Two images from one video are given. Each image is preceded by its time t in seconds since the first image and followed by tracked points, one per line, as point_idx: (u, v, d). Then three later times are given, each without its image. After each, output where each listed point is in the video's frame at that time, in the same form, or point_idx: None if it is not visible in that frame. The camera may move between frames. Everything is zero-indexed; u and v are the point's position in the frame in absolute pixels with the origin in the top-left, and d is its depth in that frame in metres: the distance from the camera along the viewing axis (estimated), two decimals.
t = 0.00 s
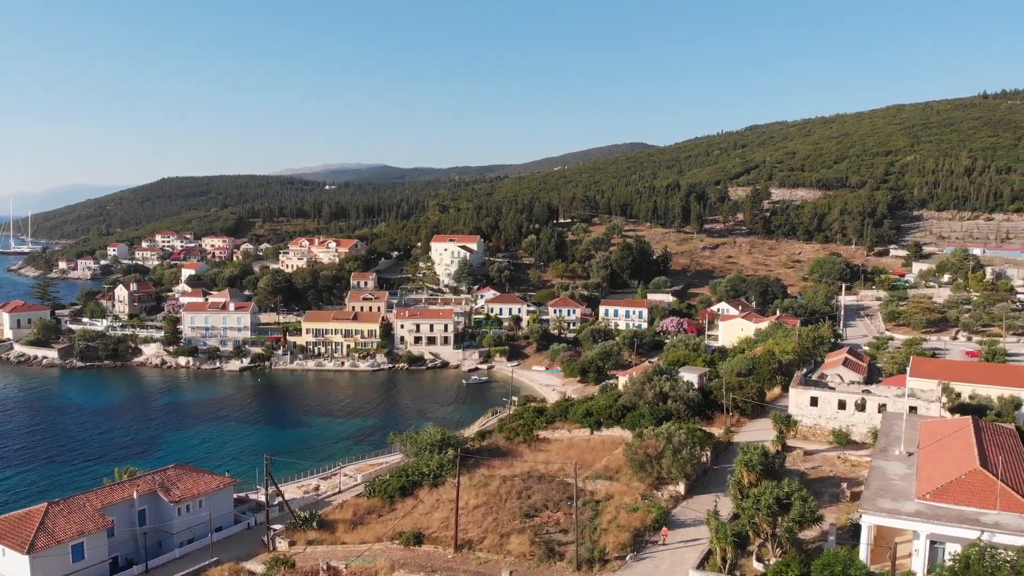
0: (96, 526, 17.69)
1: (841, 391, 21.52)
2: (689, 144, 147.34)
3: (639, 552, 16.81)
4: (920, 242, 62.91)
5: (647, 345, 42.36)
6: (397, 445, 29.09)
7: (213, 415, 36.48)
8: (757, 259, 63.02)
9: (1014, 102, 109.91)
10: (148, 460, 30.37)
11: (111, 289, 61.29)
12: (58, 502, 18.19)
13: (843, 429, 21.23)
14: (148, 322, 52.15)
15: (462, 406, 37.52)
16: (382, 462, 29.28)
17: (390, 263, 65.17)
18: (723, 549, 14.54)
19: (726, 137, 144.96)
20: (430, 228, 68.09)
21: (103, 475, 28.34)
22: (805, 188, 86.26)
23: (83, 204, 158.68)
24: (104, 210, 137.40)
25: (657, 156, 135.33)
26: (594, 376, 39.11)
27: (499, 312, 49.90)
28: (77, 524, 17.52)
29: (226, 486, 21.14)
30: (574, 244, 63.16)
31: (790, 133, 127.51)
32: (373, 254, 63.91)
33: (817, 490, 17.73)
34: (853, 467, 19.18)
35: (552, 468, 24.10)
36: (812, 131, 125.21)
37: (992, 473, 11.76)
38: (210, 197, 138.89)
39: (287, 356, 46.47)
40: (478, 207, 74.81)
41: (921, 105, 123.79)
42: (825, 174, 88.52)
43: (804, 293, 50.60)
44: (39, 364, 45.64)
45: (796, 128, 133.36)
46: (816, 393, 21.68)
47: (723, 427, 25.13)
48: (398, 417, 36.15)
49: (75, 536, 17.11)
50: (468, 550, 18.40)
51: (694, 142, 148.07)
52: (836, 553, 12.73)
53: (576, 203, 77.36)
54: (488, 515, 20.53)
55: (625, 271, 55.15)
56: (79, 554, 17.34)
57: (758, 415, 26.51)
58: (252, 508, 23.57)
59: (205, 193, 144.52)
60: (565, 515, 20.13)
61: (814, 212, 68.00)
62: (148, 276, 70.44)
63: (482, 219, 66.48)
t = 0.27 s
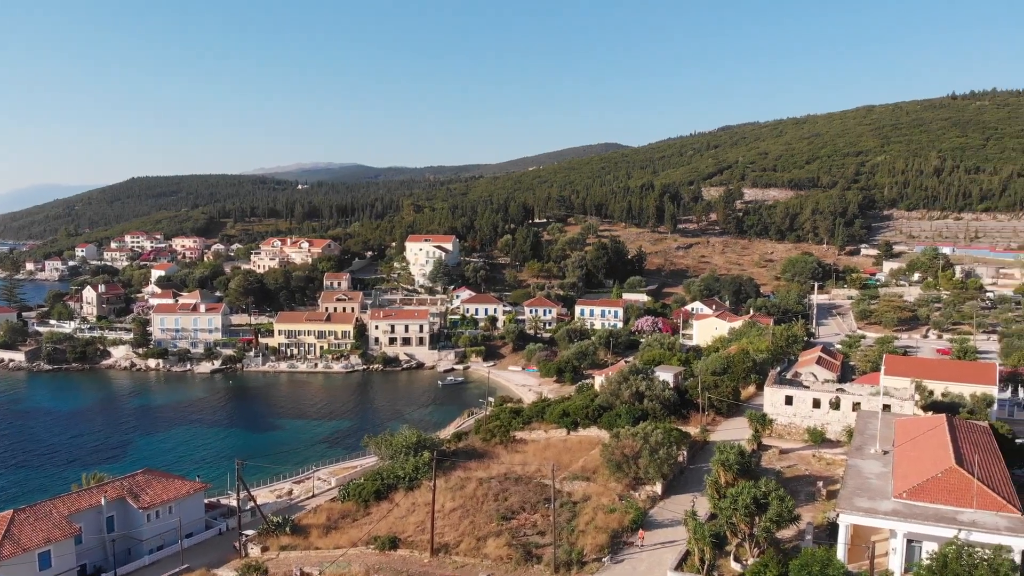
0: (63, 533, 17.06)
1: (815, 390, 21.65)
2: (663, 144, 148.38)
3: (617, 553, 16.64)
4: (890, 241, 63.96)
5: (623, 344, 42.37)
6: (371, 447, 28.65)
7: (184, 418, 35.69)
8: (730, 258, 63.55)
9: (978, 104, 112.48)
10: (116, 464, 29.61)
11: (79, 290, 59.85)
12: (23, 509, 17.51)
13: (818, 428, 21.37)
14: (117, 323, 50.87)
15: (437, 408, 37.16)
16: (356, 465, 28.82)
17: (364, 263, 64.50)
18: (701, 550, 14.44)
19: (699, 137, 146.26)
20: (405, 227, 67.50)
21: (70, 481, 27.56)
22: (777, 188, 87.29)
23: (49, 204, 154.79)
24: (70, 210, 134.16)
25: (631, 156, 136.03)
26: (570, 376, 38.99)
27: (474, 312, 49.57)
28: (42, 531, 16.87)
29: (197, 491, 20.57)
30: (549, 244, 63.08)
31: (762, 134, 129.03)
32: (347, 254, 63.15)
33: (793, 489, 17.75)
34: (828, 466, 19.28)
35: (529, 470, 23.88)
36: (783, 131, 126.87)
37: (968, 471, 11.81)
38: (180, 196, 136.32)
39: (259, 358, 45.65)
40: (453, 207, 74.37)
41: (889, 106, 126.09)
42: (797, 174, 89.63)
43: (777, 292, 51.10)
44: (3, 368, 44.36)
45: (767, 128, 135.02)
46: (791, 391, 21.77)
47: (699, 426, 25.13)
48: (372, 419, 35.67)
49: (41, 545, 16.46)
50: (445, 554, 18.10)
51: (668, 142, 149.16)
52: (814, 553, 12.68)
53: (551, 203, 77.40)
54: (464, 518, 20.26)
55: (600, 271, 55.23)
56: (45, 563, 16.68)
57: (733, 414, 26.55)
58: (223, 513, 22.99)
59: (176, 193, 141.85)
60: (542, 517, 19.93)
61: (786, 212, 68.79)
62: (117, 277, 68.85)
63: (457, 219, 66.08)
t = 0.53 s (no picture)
0: (26, 542, 16.40)
1: (789, 389, 21.76)
2: (635, 144, 149.21)
3: (594, 555, 16.42)
4: (859, 240, 65.04)
5: (597, 344, 42.34)
6: (344, 451, 28.14)
7: (152, 422, 34.80)
8: (703, 258, 64.05)
9: (941, 106, 115.05)
10: (81, 471, 28.75)
11: (43, 292, 58.17)
12: None
13: (792, 426, 21.47)
14: (83, 326, 49.52)
15: (411, 410, 36.70)
16: (329, 469, 28.29)
17: (336, 264, 63.68)
18: (678, 551, 14.29)
19: (671, 137, 147.41)
20: (378, 227, 66.81)
21: (33, 488, 26.70)
22: (748, 188, 88.26)
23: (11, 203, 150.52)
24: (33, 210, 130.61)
25: (604, 157, 136.58)
26: (544, 376, 38.79)
27: (449, 312, 49.16)
28: (5, 540, 16.19)
29: (165, 497, 19.96)
30: (524, 244, 62.91)
31: (733, 134, 130.44)
32: (318, 254, 62.29)
33: (768, 488, 17.76)
34: (802, 464, 19.34)
35: (504, 472, 23.62)
36: (753, 132, 128.41)
37: (942, 469, 11.87)
38: (148, 196, 133.54)
39: (229, 360, 44.74)
40: (426, 207, 73.81)
41: (856, 107, 128.35)
42: (767, 175, 90.77)
43: (748, 291, 51.60)
44: None
45: (738, 129, 136.56)
46: (764, 391, 21.87)
47: (674, 426, 25.07)
48: (345, 422, 35.10)
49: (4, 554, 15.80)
50: (419, 559, 17.77)
51: (640, 142, 150.08)
52: (791, 553, 12.60)
53: (524, 203, 77.30)
54: (439, 522, 19.95)
55: (574, 270, 55.22)
56: (8, 573, 15.99)
57: (707, 413, 26.56)
58: (191, 520, 22.34)
59: (144, 192, 138.96)
60: (518, 520, 19.68)
61: (757, 211, 69.53)
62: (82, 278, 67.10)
63: (431, 218, 65.60)
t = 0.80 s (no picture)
0: None
1: (762, 387, 21.84)
2: (608, 144, 149.92)
3: (571, 557, 16.18)
4: (827, 239, 66.04)
5: (571, 343, 42.24)
6: (315, 455, 27.56)
7: (118, 426, 33.84)
8: (675, 257, 64.44)
9: (905, 107, 117.51)
10: (43, 477, 27.82)
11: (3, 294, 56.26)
12: None
13: (766, 425, 21.53)
14: (46, 328, 48.01)
15: (383, 412, 36.19)
16: (300, 473, 27.70)
17: (307, 264, 62.72)
18: (655, 553, 14.12)
19: (643, 138, 148.38)
20: (349, 227, 65.97)
21: None
22: (719, 188, 89.15)
23: None
24: None
25: (577, 157, 136.94)
26: (519, 376, 38.56)
27: (422, 312, 48.67)
28: None
29: (133, 504, 19.32)
30: (497, 243, 62.65)
31: (704, 135, 131.71)
32: (288, 255, 61.29)
33: (744, 488, 17.74)
34: (777, 464, 19.39)
35: (479, 474, 23.32)
36: (724, 132, 129.80)
37: (917, 467, 11.93)
38: (113, 195, 130.33)
39: (197, 362, 43.72)
40: (398, 206, 73.12)
41: (823, 108, 130.44)
42: (737, 175, 91.76)
43: (720, 290, 52.01)
44: None
45: (709, 129, 137.87)
46: (738, 390, 21.92)
47: (649, 425, 24.98)
48: (316, 424, 34.47)
49: None
50: (393, 565, 17.39)
51: (612, 142, 150.82)
52: (768, 554, 12.49)
53: (498, 202, 77.07)
54: (413, 527, 19.59)
55: (548, 270, 55.13)
56: None
57: (682, 412, 26.51)
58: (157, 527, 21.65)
59: (109, 191, 135.63)
60: (493, 523, 19.39)
61: (728, 211, 70.21)
62: (45, 280, 65.14)
63: (403, 218, 64.97)
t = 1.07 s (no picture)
0: None
1: (735, 387, 21.91)
2: (580, 144, 150.31)
3: (547, 560, 15.92)
4: (797, 239, 66.94)
5: (545, 343, 42.08)
6: (286, 459, 26.95)
7: (82, 430, 32.81)
8: (647, 256, 64.72)
9: (871, 108, 119.72)
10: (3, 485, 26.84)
11: None
12: None
13: (740, 424, 21.59)
14: (7, 330, 46.42)
15: (356, 414, 35.62)
16: (270, 478, 27.07)
17: (276, 264, 61.67)
18: (633, 556, 13.94)
19: (615, 138, 149.09)
20: (320, 226, 65.04)
21: None
22: (690, 188, 89.86)
23: None
24: None
25: (550, 156, 137.06)
26: (493, 376, 38.29)
27: (394, 313, 48.09)
28: None
29: (98, 511, 18.68)
30: (470, 243, 62.26)
31: (675, 135, 132.72)
32: (257, 255, 60.21)
33: (719, 487, 17.70)
34: (751, 463, 19.43)
35: (454, 477, 23.00)
36: (695, 133, 130.94)
37: (892, 467, 11.97)
38: (78, 194, 127.03)
39: (165, 365, 42.64)
40: (370, 206, 72.30)
41: (792, 108, 132.27)
42: (709, 175, 92.62)
43: (693, 289, 52.33)
44: None
45: (680, 129, 139.04)
46: (712, 389, 21.94)
47: (624, 425, 24.88)
48: (288, 427, 33.78)
49: None
50: (366, 571, 16.99)
51: (585, 142, 151.27)
52: (746, 556, 12.39)
53: (471, 202, 76.63)
54: (387, 532, 19.21)
55: (522, 270, 54.96)
56: None
57: (656, 412, 26.42)
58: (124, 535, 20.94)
59: (74, 190, 132.18)
60: (468, 527, 19.09)
61: (699, 211, 70.80)
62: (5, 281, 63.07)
63: (375, 217, 64.24)
